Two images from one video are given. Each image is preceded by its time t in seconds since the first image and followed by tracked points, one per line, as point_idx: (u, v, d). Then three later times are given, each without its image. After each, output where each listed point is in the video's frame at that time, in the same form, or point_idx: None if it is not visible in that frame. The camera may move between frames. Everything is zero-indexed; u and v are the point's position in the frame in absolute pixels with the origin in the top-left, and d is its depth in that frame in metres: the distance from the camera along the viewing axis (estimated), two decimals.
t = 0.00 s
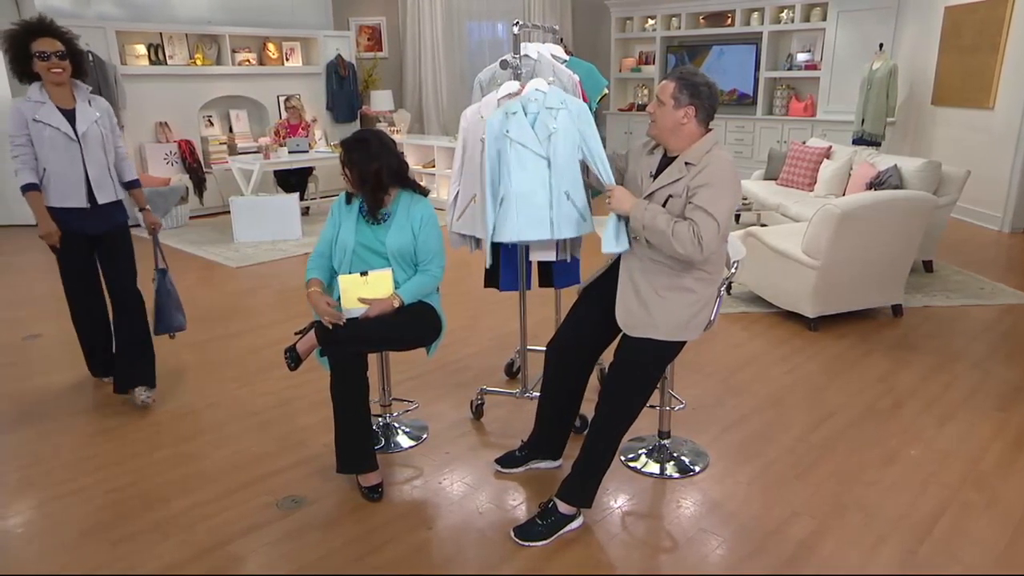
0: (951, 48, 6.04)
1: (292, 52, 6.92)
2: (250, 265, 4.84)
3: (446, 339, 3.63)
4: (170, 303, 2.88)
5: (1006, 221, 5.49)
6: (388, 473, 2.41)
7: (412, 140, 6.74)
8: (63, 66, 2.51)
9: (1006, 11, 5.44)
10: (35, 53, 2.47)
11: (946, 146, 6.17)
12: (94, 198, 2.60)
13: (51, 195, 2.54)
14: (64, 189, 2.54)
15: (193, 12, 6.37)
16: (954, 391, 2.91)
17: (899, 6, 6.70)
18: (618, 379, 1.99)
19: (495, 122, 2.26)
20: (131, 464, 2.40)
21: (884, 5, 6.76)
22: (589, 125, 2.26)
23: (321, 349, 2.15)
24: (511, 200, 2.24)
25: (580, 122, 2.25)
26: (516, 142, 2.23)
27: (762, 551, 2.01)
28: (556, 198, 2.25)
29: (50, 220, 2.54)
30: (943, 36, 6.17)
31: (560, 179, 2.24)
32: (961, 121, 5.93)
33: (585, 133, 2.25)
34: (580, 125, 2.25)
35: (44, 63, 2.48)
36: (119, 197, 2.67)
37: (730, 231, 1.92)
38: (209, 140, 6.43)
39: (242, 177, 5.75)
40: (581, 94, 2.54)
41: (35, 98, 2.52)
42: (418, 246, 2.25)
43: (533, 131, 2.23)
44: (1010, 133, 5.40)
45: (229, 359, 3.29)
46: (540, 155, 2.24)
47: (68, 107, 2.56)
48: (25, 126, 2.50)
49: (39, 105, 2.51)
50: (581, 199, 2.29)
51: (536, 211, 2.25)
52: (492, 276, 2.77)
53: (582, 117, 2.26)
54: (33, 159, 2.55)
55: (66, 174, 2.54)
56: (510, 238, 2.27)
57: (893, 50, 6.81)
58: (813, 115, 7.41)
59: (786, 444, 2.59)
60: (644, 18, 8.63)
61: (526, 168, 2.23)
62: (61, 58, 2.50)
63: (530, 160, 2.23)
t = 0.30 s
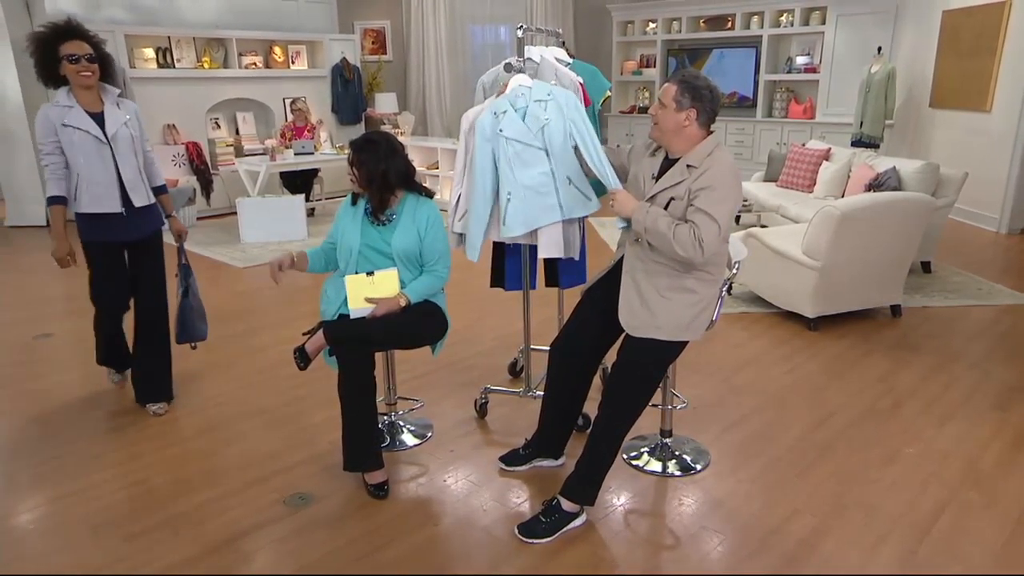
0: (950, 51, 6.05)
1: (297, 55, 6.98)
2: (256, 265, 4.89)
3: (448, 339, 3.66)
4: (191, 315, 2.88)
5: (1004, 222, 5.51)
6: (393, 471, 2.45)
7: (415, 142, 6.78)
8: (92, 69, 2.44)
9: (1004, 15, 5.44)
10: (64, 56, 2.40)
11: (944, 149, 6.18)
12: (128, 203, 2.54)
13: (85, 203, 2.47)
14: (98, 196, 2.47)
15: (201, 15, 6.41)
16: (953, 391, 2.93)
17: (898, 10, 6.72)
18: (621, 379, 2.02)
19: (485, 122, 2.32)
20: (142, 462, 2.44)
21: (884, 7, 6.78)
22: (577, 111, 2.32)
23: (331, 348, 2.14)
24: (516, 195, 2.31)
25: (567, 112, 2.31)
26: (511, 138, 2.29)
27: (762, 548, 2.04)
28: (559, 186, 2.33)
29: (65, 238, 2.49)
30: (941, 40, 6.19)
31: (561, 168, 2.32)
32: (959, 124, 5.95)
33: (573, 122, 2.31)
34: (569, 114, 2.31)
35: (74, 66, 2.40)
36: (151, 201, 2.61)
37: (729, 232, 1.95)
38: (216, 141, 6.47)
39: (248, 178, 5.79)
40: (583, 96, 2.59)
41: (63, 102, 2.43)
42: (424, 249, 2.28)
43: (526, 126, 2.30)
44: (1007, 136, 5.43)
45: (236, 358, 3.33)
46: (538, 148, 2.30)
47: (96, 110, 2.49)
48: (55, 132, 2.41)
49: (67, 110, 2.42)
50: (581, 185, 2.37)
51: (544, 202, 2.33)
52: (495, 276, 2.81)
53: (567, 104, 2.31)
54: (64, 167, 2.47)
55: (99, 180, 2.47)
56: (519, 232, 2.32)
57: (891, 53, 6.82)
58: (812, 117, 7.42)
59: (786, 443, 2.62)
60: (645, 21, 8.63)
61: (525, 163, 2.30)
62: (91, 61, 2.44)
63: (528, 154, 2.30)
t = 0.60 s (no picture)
0: (945, 56, 6.08)
1: (305, 59, 7.05)
2: (263, 266, 4.95)
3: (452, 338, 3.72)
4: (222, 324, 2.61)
5: (999, 223, 5.57)
6: (400, 468, 2.50)
7: (420, 144, 6.84)
8: (126, 74, 2.38)
9: (999, 19, 5.48)
10: (99, 60, 2.35)
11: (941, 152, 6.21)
12: (160, 210, 2.48)
13: (116, 210, 2.41)
14: (131, 203, 2.41)
15: (209, 20, 6.44)
16: (950, 390, 2.97)
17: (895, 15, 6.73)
18: (625, 379, 2.06)
19: (485, 137, 2.45)
20: (153, 459, 2.50)
21: (883, 12, 6.78)
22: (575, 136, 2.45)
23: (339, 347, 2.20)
24: (511, 212, 2.46)
25: (565, 136, 2.44)
26: (509, 155, 2.42)
27: (760, 544, 2.09)
28: (554, 207, 2.46)
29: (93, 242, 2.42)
30: (936, 45, 6.22)
31: (555, 190, 2.45)
32: (955, 130, 5.96)
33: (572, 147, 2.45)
34: (567, 138, 2.44)
35: (108, 71, 2.35)
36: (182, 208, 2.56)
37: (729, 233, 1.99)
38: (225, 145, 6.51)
39: (256, 180, 5.86)
40: (586, 100, 2.66)
41: (99, 104, 2.37)
42: (429, 251, 2.33)
43: (525, 144, 2.42)
44: (1003, 139, 5.46)
45: (245, 357, 3.38)
46: (535, 168, 2.44)
47: (132, 114, 2.44)
48: (90, 135, 2.36)
49: (103, 113, 2.37)
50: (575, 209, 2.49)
51: (538, 220, 2.46)
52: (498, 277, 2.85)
53: (567, 128, 2.44)
54: (97, 172, 2.41)
55: (132, 186, 2.41)
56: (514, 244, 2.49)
57: (888, 58, 6.85)
58: (810, 121, 7.44)
59: (786, 441, 2.66)
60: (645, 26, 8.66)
61: (522, 181, 2.44)
62: (126, 65, 2.38)
63: (525, 173, 2.44)
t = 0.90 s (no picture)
0: (938, 64, 6.13)
1: (314, 65, 7.12)
2: (272, 266, 5.03)
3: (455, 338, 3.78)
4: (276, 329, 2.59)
5: (991, 225, 5.61)
6: (408, 464, 2.57)
7: (427, 148, 6.93)
8: (171, 88, 2.40)
9: (991, 27, 5.50)
10: (145, 74, 2.36)
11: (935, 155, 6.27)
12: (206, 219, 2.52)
13: (163, 221, 2.44)
14: (178, 214, 2.45)
15: (221, 28, 6.50)
16: (946, 388, 3.02)
17: (890, 21, 6.77)
18: (626, 377, 2.12)
19: (488, 138, 2.52)
20: (168, 455, 2.57)
21: (878, 19, 6.82)
22: (574, 144, 2.52)
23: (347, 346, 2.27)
24: (506, 212, 2.52)
25: (565, 142, 2.50)
26: (508, 157, 2.50)
27: (758, 539, 2.15)
28: (548, 212, 2.52)
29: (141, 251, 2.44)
30: (929, 51, 6.28)
31: (551, 195, 2.51)
32: (948, 133, 6.03)
33: (571, 155, 2.52)
34: (567, 144, 2.51)
35: (153, 86, 2.37)
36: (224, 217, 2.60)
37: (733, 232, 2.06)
38: (235, 148, 6.57)
39: (266, 183, 5.94)
40: (590, 105, 2.73)
41: (145, 117, 2.41)
42: (434, 254, 2.39)
43: (525, 148, 2.50)
44: (994, 143, 5.52)
45: (255, 356, 3.46)
46: (533, 171, 2.51)
47: (177, 125, 2.47)
48: (138, 148, 2.40)
49: (150, 126, 2.40)
50: (570, 215, 2.54)
51: (531, 222, 2.53)
52: (502, 277, 2.92)
53: (567, 136, 2.51)
54: (145, 184, 2.45)
55: (179, 198, 2.45)
56: (506, 246, 2.56)
57: (883, 64, 6.90)
58: (807, 125, 7.49)
59: (784, 439, 2.72)
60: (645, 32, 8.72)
61: (519, 184, 2.52)
62: (171, 80, 2.39)
63: (523, 175, 2.51)
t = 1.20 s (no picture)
0: (929, 72, 6.21)
1: (323, 72, 7.23)
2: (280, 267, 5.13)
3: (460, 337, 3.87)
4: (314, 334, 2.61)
5: (980, 229, 5.73)
6: (415, 459, 2.65)
7: (431, 152, 6.99)
8: (216, 95, 2.45)
9: (979, 37, 5.63)
10: (192, 80, 2.41)
11: (925, 161, 6.36)
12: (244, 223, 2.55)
13: (203, 224, 2.48)
14: (217, 217, 2.49)
15: (234, 37, 6.61)
16: (940, 386, 3.09)
17: (881, 31, 6.84)
18: (628, 376, 2.19)
19: (492, 142, 2.60)
20: (185, 450, 2.66)
21: (870, 28, 6.91)
22: (575, 149, 2.59)
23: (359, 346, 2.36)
24: (508, 215, 2.61)
25: (567, 148, 2.58)
26: (512, 161, 2.59)
27: (753, 531, 2.23)
28: (547, 216, 2.60)
29: (181, 254, 2.49)
30: (920, 59, 6.37)
31: (551, 199, 2.60)
32: (940, 139, 6.12)
33: (572, 160, 2.60)
34: (569, 150, 2.58)
35: (200, 92, 2.42)
36: (262, 222, 2.63)
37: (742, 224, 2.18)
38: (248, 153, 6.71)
39: (276, 186, 6.05)
40: (593, 112, 2.81)
41: (187, 121, 2.45)
42: (444, 250, 2.49)
43: (528, 152, 2.58)
44: (985, 147, 5.62)
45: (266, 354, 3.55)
46: (534, 175, 2.59)
47: (219, 130, 2.52)
48: (179, 151, 2.43)
49: (192, 130, 2.44)
50: (570, 219, 2.62)
51: (531, 225, 2.61)
52: (506, 276, 3.00)
53: (568, 142, 2.58)
54: (185, 186, 2.48)
55: (218, 201, 2.48)
56: (506, 249, 2.64)
57: (875, 73, 6.98)
58: (802, 130, 7.57)
59: (781, 436, 2.79)
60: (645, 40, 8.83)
61: (521, 188, 2.60)
62: (217, 87, 2.44)
63: (525, 180, 2.60)
